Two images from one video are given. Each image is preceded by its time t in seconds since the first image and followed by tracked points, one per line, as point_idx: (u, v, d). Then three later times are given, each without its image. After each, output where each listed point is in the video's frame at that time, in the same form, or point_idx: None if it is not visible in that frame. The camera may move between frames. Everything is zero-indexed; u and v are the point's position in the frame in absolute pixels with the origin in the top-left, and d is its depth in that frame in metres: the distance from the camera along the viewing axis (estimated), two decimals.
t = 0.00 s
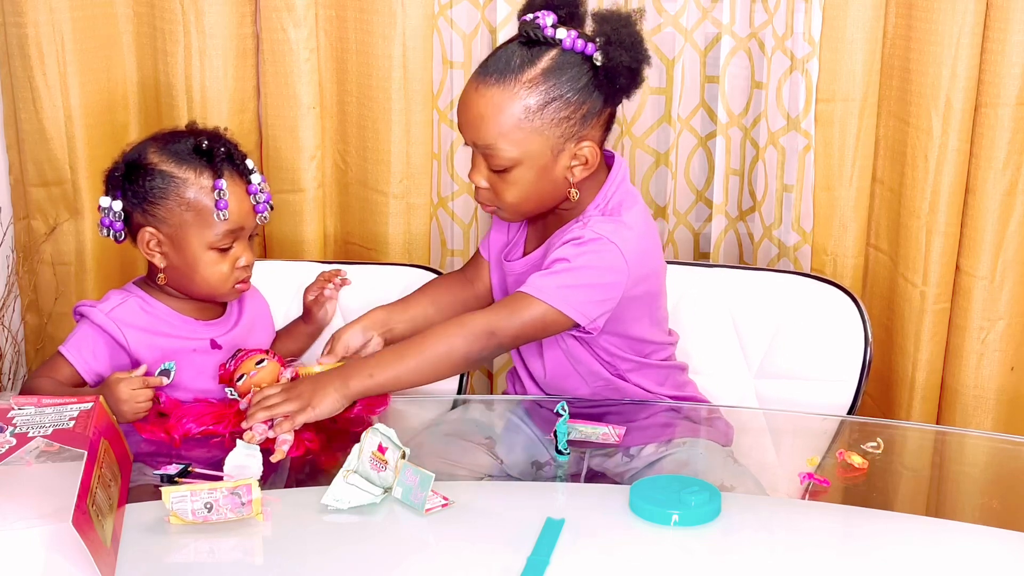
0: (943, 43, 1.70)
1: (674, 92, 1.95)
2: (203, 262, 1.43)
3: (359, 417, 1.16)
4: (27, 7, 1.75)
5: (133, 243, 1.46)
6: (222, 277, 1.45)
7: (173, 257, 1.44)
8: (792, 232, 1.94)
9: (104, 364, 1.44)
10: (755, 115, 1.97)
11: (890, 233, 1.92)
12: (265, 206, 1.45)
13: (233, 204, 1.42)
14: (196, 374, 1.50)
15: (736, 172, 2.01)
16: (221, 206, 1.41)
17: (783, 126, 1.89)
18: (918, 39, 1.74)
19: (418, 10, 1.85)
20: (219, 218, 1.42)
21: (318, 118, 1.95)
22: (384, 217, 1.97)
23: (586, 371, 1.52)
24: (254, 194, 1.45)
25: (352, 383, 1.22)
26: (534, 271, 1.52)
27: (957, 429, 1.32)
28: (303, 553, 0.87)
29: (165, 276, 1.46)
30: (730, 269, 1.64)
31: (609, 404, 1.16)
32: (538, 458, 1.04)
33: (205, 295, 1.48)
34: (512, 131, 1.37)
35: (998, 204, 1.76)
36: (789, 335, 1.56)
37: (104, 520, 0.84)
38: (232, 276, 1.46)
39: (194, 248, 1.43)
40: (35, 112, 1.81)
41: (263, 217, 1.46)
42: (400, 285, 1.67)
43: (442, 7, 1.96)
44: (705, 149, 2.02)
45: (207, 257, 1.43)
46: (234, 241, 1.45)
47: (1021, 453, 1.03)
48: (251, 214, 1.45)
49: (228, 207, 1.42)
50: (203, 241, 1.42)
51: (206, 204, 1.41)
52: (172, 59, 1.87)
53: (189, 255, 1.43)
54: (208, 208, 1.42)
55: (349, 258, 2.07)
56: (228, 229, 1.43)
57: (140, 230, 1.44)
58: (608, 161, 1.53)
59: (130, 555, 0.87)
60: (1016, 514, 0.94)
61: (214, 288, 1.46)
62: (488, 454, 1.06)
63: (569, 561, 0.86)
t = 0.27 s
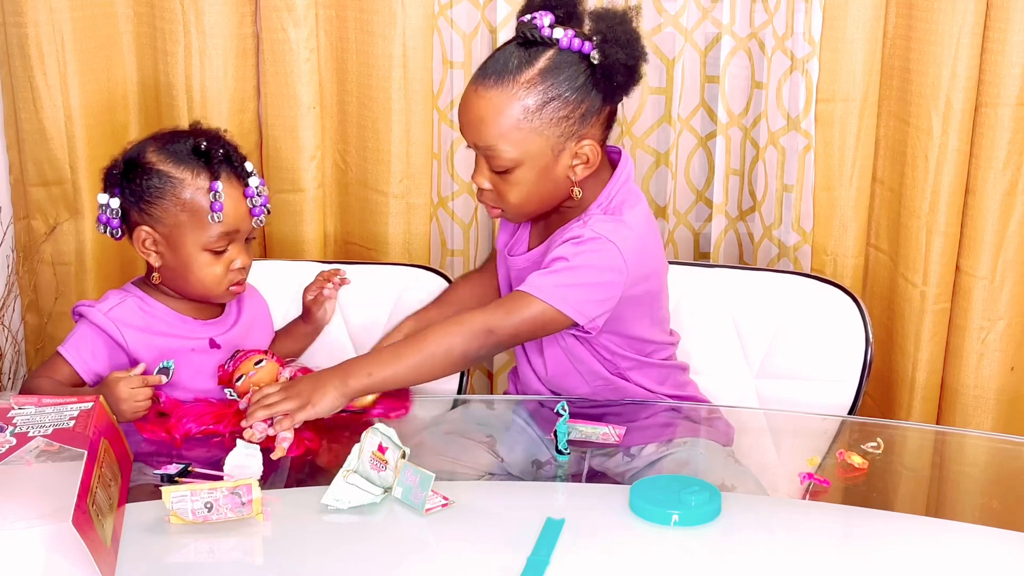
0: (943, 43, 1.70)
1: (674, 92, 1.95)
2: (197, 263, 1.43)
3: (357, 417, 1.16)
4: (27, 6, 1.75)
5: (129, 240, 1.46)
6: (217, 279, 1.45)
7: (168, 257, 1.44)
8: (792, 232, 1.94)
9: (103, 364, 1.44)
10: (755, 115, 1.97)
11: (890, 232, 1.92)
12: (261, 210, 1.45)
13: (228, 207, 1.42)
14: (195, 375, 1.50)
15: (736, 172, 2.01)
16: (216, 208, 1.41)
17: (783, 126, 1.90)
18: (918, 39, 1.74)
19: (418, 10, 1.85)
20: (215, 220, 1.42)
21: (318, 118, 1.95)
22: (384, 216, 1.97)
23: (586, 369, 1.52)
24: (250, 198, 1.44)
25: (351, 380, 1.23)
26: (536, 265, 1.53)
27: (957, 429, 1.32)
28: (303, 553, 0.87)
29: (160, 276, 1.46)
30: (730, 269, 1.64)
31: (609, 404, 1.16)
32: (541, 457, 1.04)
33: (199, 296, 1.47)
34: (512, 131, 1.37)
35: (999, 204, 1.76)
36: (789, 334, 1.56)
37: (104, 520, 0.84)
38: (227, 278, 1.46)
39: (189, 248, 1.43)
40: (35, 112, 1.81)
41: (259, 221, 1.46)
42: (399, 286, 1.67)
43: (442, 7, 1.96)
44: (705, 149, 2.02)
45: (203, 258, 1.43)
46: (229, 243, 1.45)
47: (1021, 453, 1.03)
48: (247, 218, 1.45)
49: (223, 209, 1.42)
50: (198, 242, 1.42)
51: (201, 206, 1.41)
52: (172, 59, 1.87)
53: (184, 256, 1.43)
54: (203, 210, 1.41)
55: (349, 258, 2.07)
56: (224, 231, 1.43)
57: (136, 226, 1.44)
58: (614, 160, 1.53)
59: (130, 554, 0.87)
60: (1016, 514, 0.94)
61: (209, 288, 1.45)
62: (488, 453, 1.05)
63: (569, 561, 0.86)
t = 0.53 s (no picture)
0: (943, 43, 1.70)
1: (674, 92, 1.95)
2: (199, 263, 1.43)
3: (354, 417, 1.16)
4: (27, 7, 1.75)
5: (130, 240, 1.46)
6: (218, 279, 1.45)
7: (170, 257, 1.44)
8: (792, 232, 1.94)
9: (103, 364, 1.43)
10: (755, 114, 1.97)
11: (890, 232, 1.92)
12: (263, 208, 1.46)
13: (230, 206, 1.42)
14: (194, 375, 1.50)
15: (736, 172, 2.01)
16: (218, 208, 1.41)
17: (783, 126, 1.90)
18: (918, 39, 1.74)
19: (418, 10, 1.85)
20: (216, 220, 1.42)
21: (318, 118, 1.95)
22: (384, 216, 1.97)
23: (586, 368, 1.52)
24: (252, 197, 1.45)
25: (346, 375, 1.23)
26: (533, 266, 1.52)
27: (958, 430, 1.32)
28: (303, 553, 0.87)
29: (161, 276, 1.46)
30: (730, 269, 1.64)
31: (609, 404, 1.15)
32: (542, 457, 1.04)
33: (200, 296, 1.47)
34: (524, 123, 1.37)
35: (998, 204, 1.76)
36: (790, 334, 1.56)
37: (104, 520, 0.84)
38: (228, 278, 1.46)
39: (190, 248, 1.43)
40: (35, 112, 1.81)
41: (261, 219, 1.46)
42: (399, 285, 1.66)
43: (442, 7, 1.96)
44: (705, 149, 2.02)
45: (204, 257, 1.43)
46: (230, 242, 1.45)
47: (1021, 453, 1.02)
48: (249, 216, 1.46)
49: (225, 209, 1.42)
50: (199, 242, 1.42)
51: (203, 205, 1.41)
52: (172, 59, 1.87)
53: (186, 256, 1.43)
54: (205, 210, 1.41)
55: (349, 258, 2.07)
56: (225, 231, 1.43)
57: (137, 226, 1.44)
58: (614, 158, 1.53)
59: (130, 554, 0.87)
60: (1016, 514, 0.94)
61: (210, 288, 1.46)
62: (487, 453, 1.05)
63: (568, 562, 0.86)
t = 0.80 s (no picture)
0: (943, 43, 1.70)
1: (674, 92, 1.95)
2: (200, 263, 1.43)
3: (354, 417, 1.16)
4: (27, 7, 1.75)
5: (130, 241, 1.46)
6: (219, 278, 1.45)
7: (171, 257, 1.44)
8: (792, 232, 1.94)
9: (103, 364, 1.43)
10: (755, 115, 1.97)
11: (890, 232, 1.92)
12: (263, 207, 1.46)
13: (230, 205, 1.42)
14: (195, 375, 1.50)
15: (736, 172, 2.01)
16: (219, 207, 1.41)
17: (783, 126, 1.90)
18: (918, 39, 1.74)
19: (418, 10, 1.85)
20: (217, 219, 1.42)
21: (318, 118, 1.95)
22: (384, 216, 1.97)
23: (585, 367, 1.52)
24: (252, 196, 1.45)
25: (346, 376, 1.23)
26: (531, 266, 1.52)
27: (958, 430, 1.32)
28: (303, 553, 0.87)
29: (162, 276, 1.46)
30: (730, 269, 1.64)
31: (609, 404, 1.15)
32: (542, 457, 1.04)
33: (201, 296, 1.47)
34: (530, 114, 1.37)
35: (998, 204, 1.76)
36: (790, 334, 1.56)
37: (104, 520, 0.84)
38: (230, 277, 1.46)
39: (191, 248, 1.43)
40: (35, 112, 1.81)
41: (261, 218, 1.46)
42: (399, 285, 1.66)
43: (442, 7, 1.96)
44: (705, 149, 2.02)
45: (205, 257, 1.43)
46: (231, 241, 1.45)
47: (1021, 453, 1.03)
48: (249, 215, 1.46)
49: (226, 208, 1.42)
50: (200, 241, 1.42)
51: (204, 205, 1.41)
52: (172, 59, 1.87)
53: (187, 256, 1.43)
54: (205, 209, 1.41)
55: (349, 258, 2.07)
56: (226, 230, 1.43)
57: (137, 227, 1.44)
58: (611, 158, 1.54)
59: (130, 554, 0.87)
60: (1016, 514, 0.94)
61: (211, 288, 1.46)
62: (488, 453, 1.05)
63: (568, 562, 0.86)
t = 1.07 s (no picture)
0: (942, 43, 1.70)
1: (674, 92, 1.96)
2: (197, 263, 1.43)
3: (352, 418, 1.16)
4: (27, 7, 1.75)
5: (128, 241, 1.46)
6: (217, 278, 1.45)
7: (168, 257, 1.44)
8: (792, 232, 1.94)
9: (103, 365, 1.44)
10: (755, 114, 1.97)
11: (890, 232, 1.92)
12: (259, 207, 1.44)
13: (227, 205, 1.42)
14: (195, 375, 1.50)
15: (736, 172, 2.01)
16: (215, 206, 1.41)
17: (783, 126, 1.90)
18: (918, 39, 1.74)
19: (418, 9, 1.85)
20: (213, 219, 1.41)
21: (317, 118, 1.95)
22: (384, 216, 1.97)
23: (584, 367, 1.52)
24: (249, 195, 1.44)
25: (348, 377, 1.22)
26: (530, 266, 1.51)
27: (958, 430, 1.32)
28: (303, 553, 0.87)
29: (160, 276, 1.46)
30: (730, 269, 1.64)
31: (608, 404, 1.15)
32: (541, 458, 1.04)
33: (199, 296, 1.47)
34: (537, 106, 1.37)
35: (998, 204, 1.76)
36: (790, 334, 1.56)
37: (104, 520, 0.84)
38: (227, 277, 1.46)
39: (188, 248, 1.43)
40: (35, 112, 1.81)
41: (257, 217, 1.45)
42: (399, 284, 1.67)
43: (442, 7, 1.96)
44: (705, 149, 2.02)
45: (202, 256, 1.43)
46: (228, 241, 1.44)
47: (1021, 453, 1.02)
48: (246, 215, 1.45)
49: (222, 208, 1.42)
50: (197, 241, 1.42)
51: (200, 204, 1.41)
52: (172, 59, 1.87)
53: (184, 256, 1.43)
54: (202, 209, 1.41)
55: (349, 258, 2.07)
56: (222, 230, 1.43)
57: (135, 226, 1.44)
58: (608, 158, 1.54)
59: (130, 554, 0.87)
60: (1016, 514, 0.94)
61: (208, 287, 1.45)
62: (487, 453, 1.05)
63: (568, 562, 0.86)
